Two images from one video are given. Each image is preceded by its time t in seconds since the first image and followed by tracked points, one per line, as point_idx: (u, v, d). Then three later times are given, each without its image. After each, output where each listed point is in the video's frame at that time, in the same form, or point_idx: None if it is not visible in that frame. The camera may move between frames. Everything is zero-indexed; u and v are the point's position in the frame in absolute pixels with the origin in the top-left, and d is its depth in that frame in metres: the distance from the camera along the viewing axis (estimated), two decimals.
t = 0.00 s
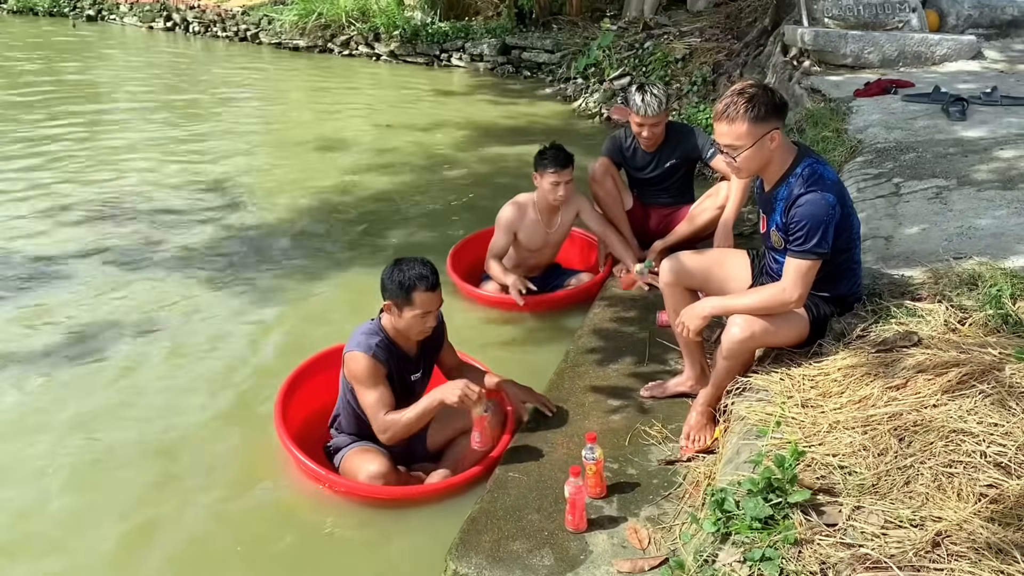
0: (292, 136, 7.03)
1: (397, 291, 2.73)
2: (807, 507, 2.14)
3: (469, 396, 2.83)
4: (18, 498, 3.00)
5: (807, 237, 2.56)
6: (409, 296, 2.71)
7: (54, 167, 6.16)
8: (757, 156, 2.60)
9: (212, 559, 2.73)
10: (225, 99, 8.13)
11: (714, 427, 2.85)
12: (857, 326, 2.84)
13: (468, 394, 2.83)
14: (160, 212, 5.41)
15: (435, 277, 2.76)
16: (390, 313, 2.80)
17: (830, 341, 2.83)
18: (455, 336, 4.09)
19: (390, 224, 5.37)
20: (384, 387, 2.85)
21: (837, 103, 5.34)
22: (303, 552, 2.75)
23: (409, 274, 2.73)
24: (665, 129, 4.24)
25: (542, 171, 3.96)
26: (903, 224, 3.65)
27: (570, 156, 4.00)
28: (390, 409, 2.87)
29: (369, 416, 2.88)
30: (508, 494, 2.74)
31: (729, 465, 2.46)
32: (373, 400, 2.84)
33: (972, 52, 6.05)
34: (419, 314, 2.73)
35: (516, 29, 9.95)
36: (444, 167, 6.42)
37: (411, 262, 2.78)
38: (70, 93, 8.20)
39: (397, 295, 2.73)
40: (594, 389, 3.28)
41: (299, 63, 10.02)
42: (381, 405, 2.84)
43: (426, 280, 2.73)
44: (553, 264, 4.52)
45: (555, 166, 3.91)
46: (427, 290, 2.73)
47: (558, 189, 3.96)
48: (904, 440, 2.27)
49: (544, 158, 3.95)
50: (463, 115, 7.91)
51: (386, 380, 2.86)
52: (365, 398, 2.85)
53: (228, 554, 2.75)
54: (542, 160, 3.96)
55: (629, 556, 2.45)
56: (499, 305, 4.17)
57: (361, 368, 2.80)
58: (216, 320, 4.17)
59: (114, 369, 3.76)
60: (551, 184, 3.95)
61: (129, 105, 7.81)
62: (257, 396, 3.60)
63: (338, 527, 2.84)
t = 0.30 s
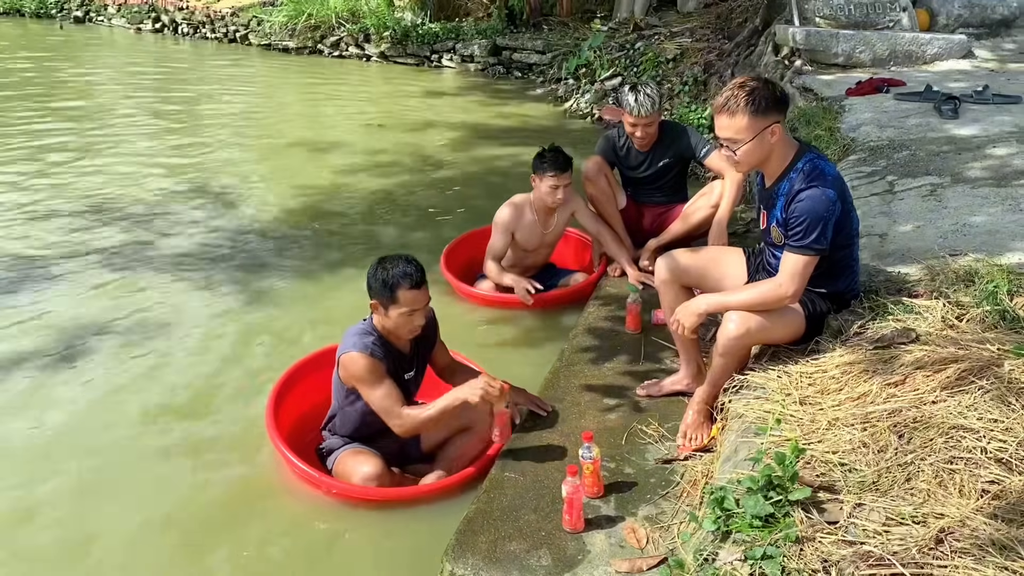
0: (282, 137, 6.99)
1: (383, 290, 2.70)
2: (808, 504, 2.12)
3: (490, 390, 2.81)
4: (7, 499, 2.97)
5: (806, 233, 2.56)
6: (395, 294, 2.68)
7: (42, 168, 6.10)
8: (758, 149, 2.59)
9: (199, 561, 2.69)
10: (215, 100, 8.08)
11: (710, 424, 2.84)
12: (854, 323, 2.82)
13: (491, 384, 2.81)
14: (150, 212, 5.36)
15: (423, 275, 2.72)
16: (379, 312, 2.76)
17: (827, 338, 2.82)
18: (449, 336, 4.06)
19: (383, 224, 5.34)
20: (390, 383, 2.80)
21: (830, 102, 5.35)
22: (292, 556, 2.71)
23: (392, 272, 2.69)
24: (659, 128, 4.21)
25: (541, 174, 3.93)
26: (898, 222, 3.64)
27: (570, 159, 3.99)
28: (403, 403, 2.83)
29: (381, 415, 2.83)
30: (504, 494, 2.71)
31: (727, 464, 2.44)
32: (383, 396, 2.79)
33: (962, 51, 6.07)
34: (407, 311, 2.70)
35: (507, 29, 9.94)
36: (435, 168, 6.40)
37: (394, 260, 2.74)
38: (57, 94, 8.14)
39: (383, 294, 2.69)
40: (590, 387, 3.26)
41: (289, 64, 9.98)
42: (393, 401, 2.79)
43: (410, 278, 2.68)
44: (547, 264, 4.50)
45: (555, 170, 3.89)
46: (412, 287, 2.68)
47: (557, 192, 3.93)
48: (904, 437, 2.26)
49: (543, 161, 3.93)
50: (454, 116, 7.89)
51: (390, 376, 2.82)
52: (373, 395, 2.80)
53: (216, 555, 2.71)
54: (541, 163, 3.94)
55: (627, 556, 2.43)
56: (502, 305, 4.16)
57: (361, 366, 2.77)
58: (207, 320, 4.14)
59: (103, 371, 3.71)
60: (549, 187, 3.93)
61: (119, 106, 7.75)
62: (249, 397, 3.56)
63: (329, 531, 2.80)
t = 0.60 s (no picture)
0: (273, 139, 6.96)
1: (382, 288, 2.69)
2: (812, 500, 2.11)
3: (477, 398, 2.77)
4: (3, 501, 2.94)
5: (807, 228, 2.57)
6: (395, 288, 2.68)
7: (31, 171, 6.05)
8: (763, 143, 2.60)
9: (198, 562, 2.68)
10: (205, 103, 8.04)
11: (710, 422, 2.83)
12: (854, 319, 2.83)
13: (474, 392, 2.76)
14: (142, 214, 5.32)
15: (416, 266, 2.74)
16: (379, 314, 2.75)
17: (826, 335, 2.82)
18: (445, 336, 4.04)
19: (377, 225, 5.32)
20: (382, 390, 2.79)
21: (822, 102, 5.37)
22: (291, 557, 2.69)
23: (390, 270, 2.70)
24: (653, 128, 4.22)
25: (543, 177, 3.85)
26: (894, 220, 3.65)
27: (572, 162, 3.90)
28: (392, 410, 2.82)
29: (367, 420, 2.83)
30: (505, 493, 2.69)
31: (730, 460, 2.43)
32: (375, 403, 2.78)
33: (953, 51, 6.10)
34: (412, 303, 2.69)
35: (498, 32, 9.94)
36: (428, 169, 6.38)
37: (386, 259, 2.76)
38: (46, 97, 8.08)
39: (383, 292, 2.69)
40: (588, 386, 3.25)
41: (279, 66, 9.94)
42: (383, 408, 2.78)
43: (406, 269, 2.71)
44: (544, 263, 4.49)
45: (558, 172, 3.80)
46: (410, 277, 2.70)
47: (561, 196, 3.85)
48: (907, 432, 2.26)
49: (546, 164, 3.84)
50: (446, 118, 7.87)
51: (383, 384, 2.80)
52: (364, 402, 2.79)
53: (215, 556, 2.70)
54: (544, 166, 3.85)
55: (630, 554, 2.42)
56: (502, 305, 4.14)
57: (357, 370, 2.75)
58: (202, 321, 4.11)
59: (97, 373, 3.68)
60: (553, 191, 3.85)
61: (109, 108, 7.70)
62: (245, 399, 3.54)
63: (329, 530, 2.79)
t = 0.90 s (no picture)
0: (262, 143, 6.93)
1: (399, 302, 2.68)
2: (812, 499, 2.11)
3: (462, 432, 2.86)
4: None
5: (804, 229, 2.57)
6: (415, 306, 2.67)
7: (17, 177, 6.00)
8: (760, 145, 2.60)
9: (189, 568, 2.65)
10: (192, 107, 8.00)
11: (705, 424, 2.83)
12: (849, 319, 2.84)
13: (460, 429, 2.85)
14: (130, 219, 5.29)
15: (437, 283, 2.73)
16: (385, 323, 2.74)
17: (822, 334, 2.83)
18: (438, 339, 4.03)
19: (368, 228, 5.30)
20: (365, 400, 2.77)
21: (812, 104, 5.39)
22: (284, 562, 2.67)
23: (410, 283, 2.68)
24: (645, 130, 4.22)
25: (544, 182, 3.81)
26: (886, 221, 3.67)
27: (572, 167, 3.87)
28: (371, 420, 2.82)
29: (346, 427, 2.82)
30: (502, 496, 2.68)
31: (728, 460, 2.43)
32: (353, 411, 2.77)
33: (939, 54, 6.15)
34: (423, 323, 2.72)
35: (486, 36, 9.93)
36: (419, 172, 6.37)
37: (411, 270, 2.73)
38: (31, 102, 8.02)
39: (400, 306, 2.68)
40: (584, 389, 3.25)
41: (266, 71, 9.90)
42: (361, 418, 2.78)
43: (431, 288, 2.71)
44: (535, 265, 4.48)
45: (559, 176, 3.76)
46: (432, 299, 2.71)
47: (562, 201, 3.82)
48: (905, 430, 2.26)
49: (546, 169, 3.80)
50: (435, 121, 7.86)
51: (368, 393, 2.78)
52: (345, 408, 2.77)
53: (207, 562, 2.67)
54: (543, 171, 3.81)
55: (629, 555, 2.42)
56: (498, 309, 4.12)
57: (344, 378, 2.73)
58: (193, 326, 4.08)
59: (88, 378, 3.65)
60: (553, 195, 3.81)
61: (94, 113, 7.65)
62: (238, 404, 3.51)
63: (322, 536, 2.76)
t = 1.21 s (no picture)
0: (251, 148, 6.90)
1: (387, 295, 2.67)
2: (811, 499, 2.11)
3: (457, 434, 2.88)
4: None
5: (797, 231, 2.59)
6: (404, 296, 2.66)
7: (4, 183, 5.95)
8: (750, 148, 2.62)
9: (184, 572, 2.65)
10: (180, 112, 7.96)
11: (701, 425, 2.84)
12: (843, 320, 2.85)
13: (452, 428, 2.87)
14: (119, 225, 5.25)
15: (422, 273, 2.73)
16: (376, 319, 2.73)
17: (816, 335, 2.84)
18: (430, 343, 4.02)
19: (359, 233, 5.29)
20: (363, 401, 2.76)
21: (800, 107, 5.42)
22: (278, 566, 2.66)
23: (396, 274, 2.68)
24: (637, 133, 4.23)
25: (541, 183, 3.80)
26: (877, 223, 3.69)
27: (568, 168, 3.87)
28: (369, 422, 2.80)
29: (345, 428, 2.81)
30: (499, 500, 2.68)
31: (726, 461, 2.44)
32: (352, 412, 2.76)
33: (925, 58, 6.20)
34: (415, 312, 2.70)
35: (474, 40, 9.94)
36: (409, 177, 6.36)
37: (394, 263, 2.74)
38: (17, 108, 7.96)
39: (389, 298, 2.67)
40: (579, 391, 3.25)
41: (254, 76, 9.87)
42: (360, 419, 2.77)
43: (416, 278, 2.70)
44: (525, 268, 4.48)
45: (556, 177, 3.76)
46: (420, 287, 2.70)
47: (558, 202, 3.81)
48: (902, 430, 2.28)
49: (543, 170, 3.79)
50: (424, 126, 7.86)
51: (365, 394, 2.77)
52: (344, 409, 2.76)
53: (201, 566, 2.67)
54: (540, 172, 3.80)
55: (628, 557, 2.41)
56: (487, 313, 4.10)
57: (341, 378, 2.71)
58: (184, 332, 4.06)
59: (80, 385, 3.63)
60: (550, 197, 3.80)
61: (80, 119, 7.60)
62: (231, 409, 3.49)
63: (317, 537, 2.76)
